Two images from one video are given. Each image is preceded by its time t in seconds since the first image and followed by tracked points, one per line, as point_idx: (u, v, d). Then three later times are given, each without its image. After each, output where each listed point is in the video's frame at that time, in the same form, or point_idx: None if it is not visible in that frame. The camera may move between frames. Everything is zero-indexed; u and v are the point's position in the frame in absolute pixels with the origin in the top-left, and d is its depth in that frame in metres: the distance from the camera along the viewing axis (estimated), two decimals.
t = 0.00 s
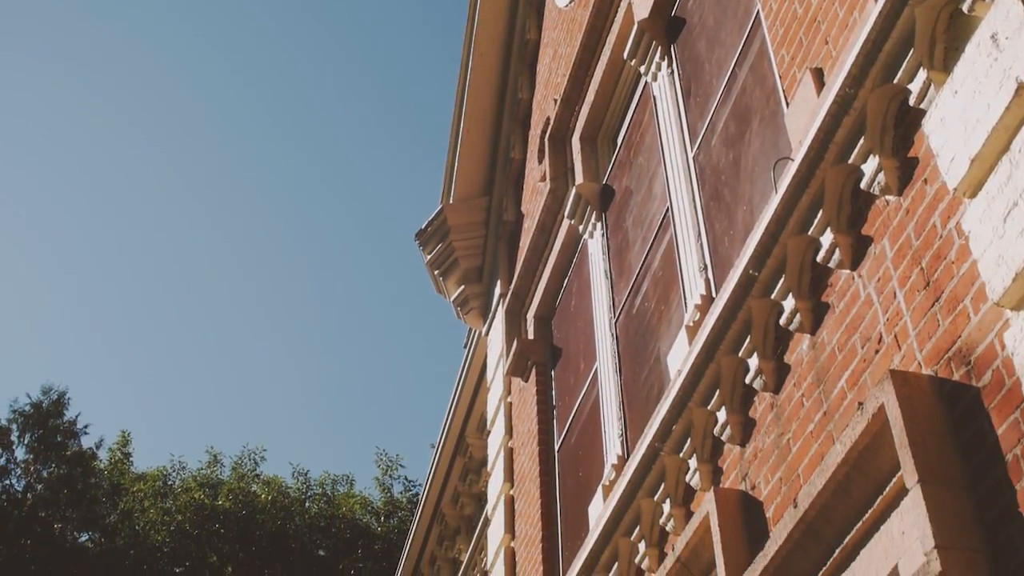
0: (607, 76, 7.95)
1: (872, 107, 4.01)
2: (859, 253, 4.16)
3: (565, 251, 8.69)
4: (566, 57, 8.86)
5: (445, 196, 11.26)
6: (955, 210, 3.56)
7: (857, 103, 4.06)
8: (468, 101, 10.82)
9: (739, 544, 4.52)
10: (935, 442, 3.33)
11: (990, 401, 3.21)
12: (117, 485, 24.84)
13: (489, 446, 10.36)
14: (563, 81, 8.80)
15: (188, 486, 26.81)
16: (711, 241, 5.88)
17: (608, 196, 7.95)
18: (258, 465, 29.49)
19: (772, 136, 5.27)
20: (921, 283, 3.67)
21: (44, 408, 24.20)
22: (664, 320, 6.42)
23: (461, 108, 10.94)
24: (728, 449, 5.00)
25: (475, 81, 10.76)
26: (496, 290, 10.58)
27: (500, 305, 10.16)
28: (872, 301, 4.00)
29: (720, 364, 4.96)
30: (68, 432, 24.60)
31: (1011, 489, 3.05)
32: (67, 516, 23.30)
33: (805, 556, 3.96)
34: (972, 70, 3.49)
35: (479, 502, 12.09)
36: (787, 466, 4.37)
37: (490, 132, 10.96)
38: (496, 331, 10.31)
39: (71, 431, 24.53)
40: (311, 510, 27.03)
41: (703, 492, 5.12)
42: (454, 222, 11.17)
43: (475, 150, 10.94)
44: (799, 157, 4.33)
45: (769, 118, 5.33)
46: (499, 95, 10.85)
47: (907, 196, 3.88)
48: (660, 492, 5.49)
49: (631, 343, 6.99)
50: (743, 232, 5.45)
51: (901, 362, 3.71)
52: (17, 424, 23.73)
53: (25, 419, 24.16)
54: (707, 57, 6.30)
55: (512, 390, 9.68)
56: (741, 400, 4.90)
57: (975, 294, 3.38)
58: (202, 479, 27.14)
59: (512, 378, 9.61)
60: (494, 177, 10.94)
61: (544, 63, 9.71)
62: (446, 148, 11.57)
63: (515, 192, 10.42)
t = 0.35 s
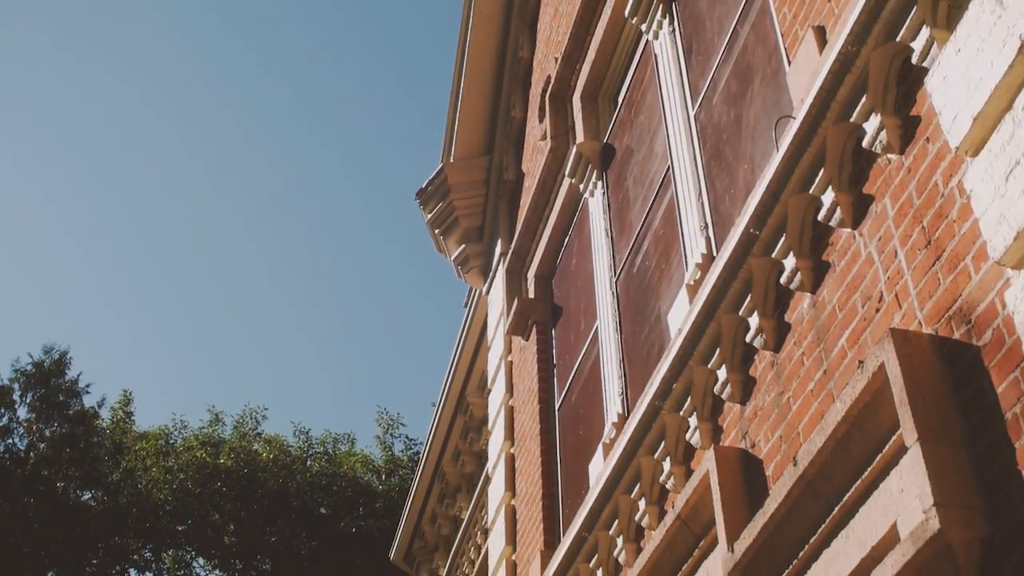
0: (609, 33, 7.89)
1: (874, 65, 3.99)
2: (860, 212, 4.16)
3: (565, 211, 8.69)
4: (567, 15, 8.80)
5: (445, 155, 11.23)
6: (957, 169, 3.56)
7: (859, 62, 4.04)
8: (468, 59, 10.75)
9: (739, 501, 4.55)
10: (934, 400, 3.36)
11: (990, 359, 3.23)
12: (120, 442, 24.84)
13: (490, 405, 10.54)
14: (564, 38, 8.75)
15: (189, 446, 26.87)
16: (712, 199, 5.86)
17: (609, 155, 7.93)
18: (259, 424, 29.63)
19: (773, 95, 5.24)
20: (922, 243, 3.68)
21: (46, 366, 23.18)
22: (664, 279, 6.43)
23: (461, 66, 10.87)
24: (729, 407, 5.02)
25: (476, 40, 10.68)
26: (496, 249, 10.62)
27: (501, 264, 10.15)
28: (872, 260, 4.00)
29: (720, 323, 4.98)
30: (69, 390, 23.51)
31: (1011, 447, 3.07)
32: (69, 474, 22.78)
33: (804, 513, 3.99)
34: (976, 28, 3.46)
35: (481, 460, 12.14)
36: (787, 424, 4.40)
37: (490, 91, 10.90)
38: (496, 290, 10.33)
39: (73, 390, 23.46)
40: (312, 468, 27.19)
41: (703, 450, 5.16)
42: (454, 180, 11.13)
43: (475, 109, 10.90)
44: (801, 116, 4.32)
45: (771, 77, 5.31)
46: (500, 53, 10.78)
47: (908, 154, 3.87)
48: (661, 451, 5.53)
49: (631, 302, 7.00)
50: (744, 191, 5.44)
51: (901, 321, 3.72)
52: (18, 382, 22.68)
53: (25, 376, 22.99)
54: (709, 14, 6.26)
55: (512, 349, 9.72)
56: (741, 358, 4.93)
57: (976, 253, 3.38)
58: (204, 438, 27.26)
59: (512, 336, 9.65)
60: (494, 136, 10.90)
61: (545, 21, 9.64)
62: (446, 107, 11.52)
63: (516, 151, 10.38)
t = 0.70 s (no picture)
0: None
1: (878, 21, 3.97)
2: (861, 168, 4.15)
3: (566, 168, 8.67)
4: None
5: (446, 112, 11.17)
6: (959, 125, 3.54)
7: (862, 18, 4.02)
8: (469, 15, 10.67)
9: (739, 458, 4.59)
10: (934, 356, 3.37)
11: (990, 316, 3.24)
12: (121, 398, 24.75)
13: (490, 362, 10.71)
14: None
15: (191, 403, 26.93)
16: (713, 156, 5.84)
17: (610, 112, 7.89)
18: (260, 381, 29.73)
19: (776, 50, 5.21)
20: (923, 199, 3.67)
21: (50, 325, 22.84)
22: (665, 235, 6.43)
23: (462, 22, 10.80)
24: (729, 364, 5.05)
25: None
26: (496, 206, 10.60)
27: (502, 220, 10.13)
28: (873, 218, 4.00)
29: (720, 279, 4.99)
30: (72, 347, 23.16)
31: (1010, 404, 3.09)
32: (72, 431, 22.22)
33: (804, 469, 4.02)
34: None
35: (481, 418, 12.30)
36: (788, 381, 4.42)
37: (491, 47, 10.82)
38: (497, 247, 10.33)
39: (76, 348, 23.01)
40: (314, 425, 27.28)
41: (703, 406, 5.19)
42: (454, 137, 11.09)
43: (476, 65, 10.82)
44: (803, 72, 4.30)
45: (773, 32, 5.28)
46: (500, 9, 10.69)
47: (909, 111, 3.85)
48: (660, 407, 5.57)
49: (632, 259, 7.00)
50: (746, 147, 5.42)
51: (901, 278, 3.73)
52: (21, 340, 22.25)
53: (28, 334, 22.67)
54: None
55: (513, 306, 9.73)
56: (741, 315, 4.94)
57: (978, 210, 3.38)
58: (205, 395, 27.36)
59: (513, 293, 9.66)
60: (495, 92, 10.85)
61: None
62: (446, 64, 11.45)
63: (517, 107, 10.33)
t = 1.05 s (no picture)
0: None
1: None
2: (862, 131, 4.14)
3: (567, 130, 8.64)
4: None
5: (446, 75, 11.12)
6: (961, 88, 3.53)
7: None
8: None
9: (740, 421, 4.61)
10: (934, 319, 3.38)
11: (990, 279, 3.25)
12: (123, 362, 24.73)
13: (490, 325, 10.86)
14: None
15: (191, 366, 26.98)
16: (714, 118, 5.82)
17: (611, 74, 7.84)
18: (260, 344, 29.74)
19: (777, 13, 5.19)
20: (925, 162, 3.66)
21: (49, 288, 21.03)
22: (665, 199, 6.42)
23: None
24: (729, 327, 5.06)
25: None
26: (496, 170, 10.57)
27: (503, 183, 10.10)
28: (874, 180, 3.99)
29: (720, 242, 4.99)
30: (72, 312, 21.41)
31: (1010, 366, 3.10)
32: (73, 396, 20.80)
33: (803, 432, 4.05)
34: None
35: (482, 380, 12.36)
36: (788, 344, 4.43)
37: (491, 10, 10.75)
38: (497, 211, 10.33)
39: (76, 313, 21.28)
40: (314, 388, 27.38)
41: (703, 369, 5.20)
42: (454, 100, 11.01)
43: (476, 28, 10.75)
44: (805, 35, 4.28)
45: None
46: None
47: (911, 74, 3.84)
48: (660, 370, 5.59)
49: (633, 222, 6.99)
50: (747, 110, 5.40)
51: (902, 242, 3.73)
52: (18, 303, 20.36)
53: (27, 297, 20.82)
54: None
55: (513, 269, 9.73)
56: (742, 278, 4.94)
57: (979, 172, 3.37)
58: (206, 358, 27.38)
59: (513, 257, 9.67)
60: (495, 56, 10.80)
61: None
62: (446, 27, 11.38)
63: (517, 70, 10.30)
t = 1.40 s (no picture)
0: None
1: None
2: (864, 98, 4.13)
3: (568, 96, 8.61)
4: None
5: (446, 40, 11.06)
6: (964, 53, 3.51)
7: None
8: None
9: (739, 386, 4.64)
10: (935, 285, 3.38)
11: (990, 245, 3.25)
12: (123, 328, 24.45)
13: (490, 291, 10.90)
14: None
15: (191, 333, 26.69)
16: (715, 84, 5.79)
17: (612, 39, 7.79)
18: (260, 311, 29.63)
19: None
20: (926, 127, 3.65)
21: (49, 253, 19.82)
22: (666, 164, 6.40)
23: None
24: (729, 293, 5.07)
25: None
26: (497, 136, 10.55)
27: (503, 148, 10.06)
28: (876, 146, 3.98)
29: (721, 209, 4.98)
30: (71, 278, 20.24)
31: (1011, 332, 3.11)
32: (74, 362, 19.96)
33: (803, 398, 4.07)
34: None
35: (482, 346, 12.38)
36: (788, 310, 4.44)
37: None
38: (497, 177, 10.31)
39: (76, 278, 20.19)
40: (315, 354, 27.32)
41: (703, 335, 5.22)
42: (454, 66, 10.97)
43: None
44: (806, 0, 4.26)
45: None
46: None
47: (914, 38, 3.82)
48: (661, 336, 5.61)
49: (633, 188, 6.97)
50: (748, 76, 5.37)
51: (903, 208, 3.72)
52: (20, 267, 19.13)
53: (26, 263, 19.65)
54: None
55: (513, 236, 9.73)
56: (743, 244, 4.94)
57: (981, 138, 3.36)
58: (206, 325, 27.24)
59: (513, 223, 9.67)
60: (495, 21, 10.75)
61: None
62: None
63: (517, 36, 10.26)
